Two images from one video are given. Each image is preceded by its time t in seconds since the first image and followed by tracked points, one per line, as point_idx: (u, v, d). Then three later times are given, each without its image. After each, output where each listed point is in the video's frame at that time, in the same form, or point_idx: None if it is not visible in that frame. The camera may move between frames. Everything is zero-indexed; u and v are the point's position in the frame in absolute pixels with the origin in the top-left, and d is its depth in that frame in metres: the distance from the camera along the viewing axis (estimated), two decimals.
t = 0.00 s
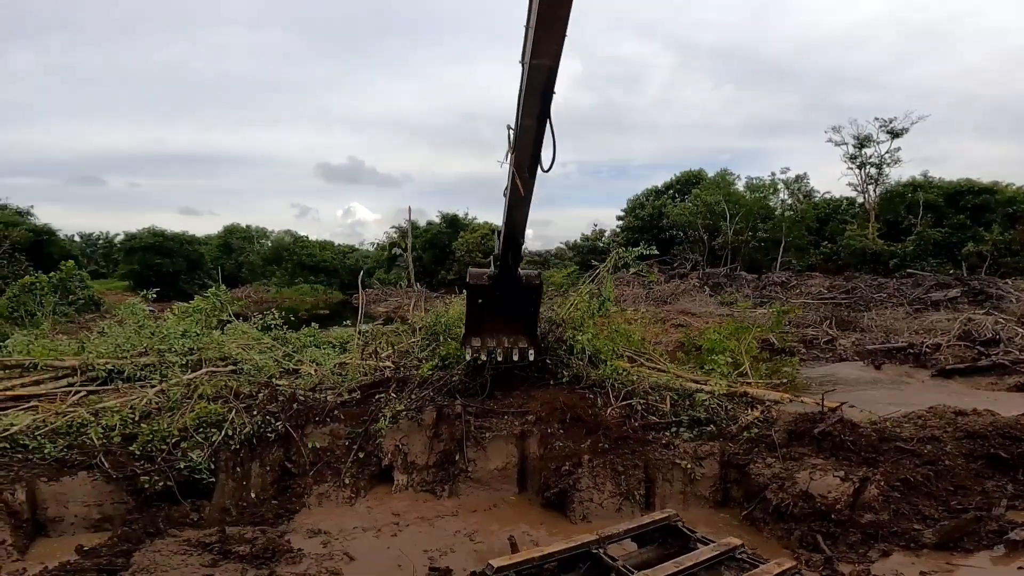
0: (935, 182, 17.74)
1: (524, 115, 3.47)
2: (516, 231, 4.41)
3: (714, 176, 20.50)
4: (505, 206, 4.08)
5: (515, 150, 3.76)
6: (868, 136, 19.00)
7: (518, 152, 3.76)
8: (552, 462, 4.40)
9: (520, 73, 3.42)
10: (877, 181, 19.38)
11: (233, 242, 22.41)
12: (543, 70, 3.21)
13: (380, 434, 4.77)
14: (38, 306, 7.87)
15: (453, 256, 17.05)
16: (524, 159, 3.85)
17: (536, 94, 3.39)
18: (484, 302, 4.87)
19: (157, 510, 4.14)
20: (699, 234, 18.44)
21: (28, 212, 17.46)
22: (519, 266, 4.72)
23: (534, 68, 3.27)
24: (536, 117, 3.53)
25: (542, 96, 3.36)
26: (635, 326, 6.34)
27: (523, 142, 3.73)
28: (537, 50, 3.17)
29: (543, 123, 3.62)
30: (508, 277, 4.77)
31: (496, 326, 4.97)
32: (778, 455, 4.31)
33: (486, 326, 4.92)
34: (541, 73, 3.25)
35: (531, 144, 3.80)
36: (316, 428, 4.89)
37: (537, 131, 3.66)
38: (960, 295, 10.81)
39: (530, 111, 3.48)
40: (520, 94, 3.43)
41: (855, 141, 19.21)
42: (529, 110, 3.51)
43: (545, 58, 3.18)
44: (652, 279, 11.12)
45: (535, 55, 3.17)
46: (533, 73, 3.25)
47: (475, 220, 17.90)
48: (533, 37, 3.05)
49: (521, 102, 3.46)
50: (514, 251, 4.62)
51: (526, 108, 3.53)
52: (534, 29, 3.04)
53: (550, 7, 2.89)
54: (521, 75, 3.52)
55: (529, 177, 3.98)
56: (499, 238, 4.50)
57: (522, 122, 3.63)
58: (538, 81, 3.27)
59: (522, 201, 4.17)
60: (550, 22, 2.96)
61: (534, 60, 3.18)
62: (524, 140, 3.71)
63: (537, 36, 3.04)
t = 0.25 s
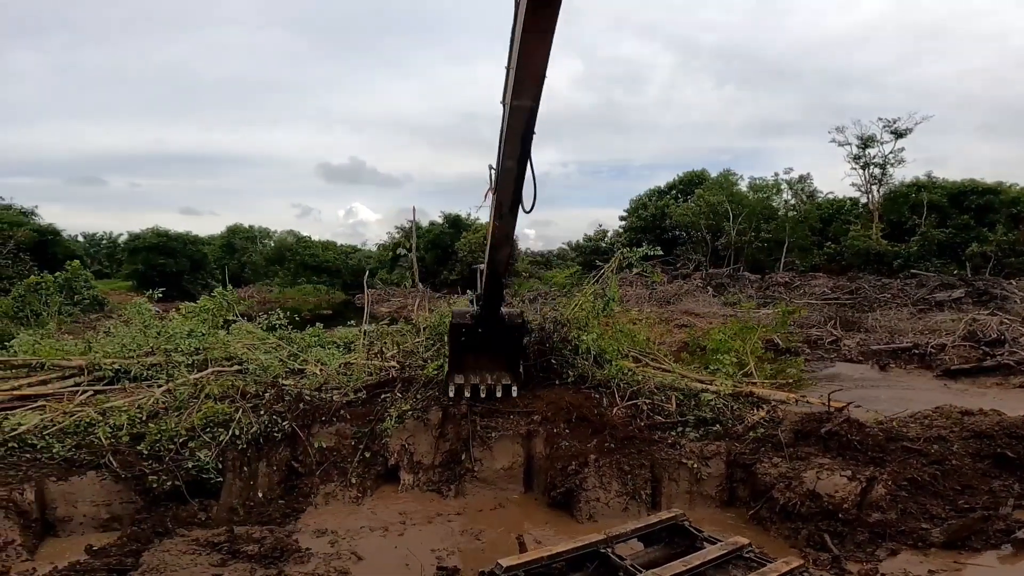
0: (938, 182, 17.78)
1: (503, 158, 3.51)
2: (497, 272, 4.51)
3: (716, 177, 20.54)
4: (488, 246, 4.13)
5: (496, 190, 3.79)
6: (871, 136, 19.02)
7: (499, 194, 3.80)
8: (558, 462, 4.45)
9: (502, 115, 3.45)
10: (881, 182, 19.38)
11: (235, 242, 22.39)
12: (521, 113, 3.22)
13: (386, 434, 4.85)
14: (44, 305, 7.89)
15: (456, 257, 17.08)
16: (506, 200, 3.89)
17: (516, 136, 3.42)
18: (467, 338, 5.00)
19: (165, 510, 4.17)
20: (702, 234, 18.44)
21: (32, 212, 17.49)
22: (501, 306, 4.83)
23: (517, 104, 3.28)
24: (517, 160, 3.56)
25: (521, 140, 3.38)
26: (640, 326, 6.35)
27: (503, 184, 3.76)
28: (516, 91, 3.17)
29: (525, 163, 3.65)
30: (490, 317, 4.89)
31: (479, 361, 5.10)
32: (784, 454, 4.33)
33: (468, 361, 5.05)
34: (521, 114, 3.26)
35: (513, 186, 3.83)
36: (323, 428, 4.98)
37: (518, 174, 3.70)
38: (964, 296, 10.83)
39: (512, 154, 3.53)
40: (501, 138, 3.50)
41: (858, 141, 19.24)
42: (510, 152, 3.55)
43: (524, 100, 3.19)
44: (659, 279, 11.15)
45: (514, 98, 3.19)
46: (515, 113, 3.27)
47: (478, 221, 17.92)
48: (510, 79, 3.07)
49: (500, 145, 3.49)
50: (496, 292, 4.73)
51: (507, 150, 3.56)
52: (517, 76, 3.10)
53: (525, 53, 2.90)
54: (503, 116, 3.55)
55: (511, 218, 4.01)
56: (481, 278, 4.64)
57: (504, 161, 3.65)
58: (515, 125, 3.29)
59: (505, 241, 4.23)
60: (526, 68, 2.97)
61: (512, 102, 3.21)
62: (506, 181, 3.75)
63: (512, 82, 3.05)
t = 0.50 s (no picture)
0: (941, 182, 17.74)
1: (500, 188, 3.78)
2: (494, 294, 4.58)
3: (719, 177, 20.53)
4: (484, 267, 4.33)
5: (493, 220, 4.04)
6: (874, 136, 19.00)
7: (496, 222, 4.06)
8: (561, 462, 4.46)
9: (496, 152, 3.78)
10: (884, 182, 19.34)
11: (238, 243, 22.39)
12: (517, 141, 3.54)
13: (389, 434, 4.88)
14: (48, 306, 7.91)
15: (458, 257, 17.09)
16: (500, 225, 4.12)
17: (512, 166, 3.71)
18: (464, 358, 4.97)
19: (169, 509, 4.19)
20: (704, 235, 18.43)
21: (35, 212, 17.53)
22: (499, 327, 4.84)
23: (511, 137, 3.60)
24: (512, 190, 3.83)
25: (518, 165, 3.69)
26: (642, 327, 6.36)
27: (500, 213, 4.02)
28: (511, 121, 3.52)
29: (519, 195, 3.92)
30: (488, 337, 4.89)
31: (476, 381, 5.03)
32: (787, 455, 4.34)
33: (465, 381, 4.98)
34: (516, 143, 3.59)
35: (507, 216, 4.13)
36: (326, 428, 5.01)
37: (514, 203, 3.98)
38: (967, 296, 10.81)
39: (507, 179, 3.77)
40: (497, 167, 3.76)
41: (861, 141, 19.21)
42: (506, 182, 3.83)
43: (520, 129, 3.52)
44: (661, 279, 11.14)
45: (510, 127, 3.52)
46: (510, 143, 3.59)
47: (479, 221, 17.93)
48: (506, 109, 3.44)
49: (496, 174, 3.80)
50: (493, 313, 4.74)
51: (502, 182, 3.84)
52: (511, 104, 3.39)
53: (520, 81, 3.27)
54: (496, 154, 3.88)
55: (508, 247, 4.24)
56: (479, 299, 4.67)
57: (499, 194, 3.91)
58: (511, 152, 3.60)
59: (500, 269, 4.43)
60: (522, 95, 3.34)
61: (507, 131, 3.54)
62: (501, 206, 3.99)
63: (511, 109, 3.40)
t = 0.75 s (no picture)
0: (944, 182, 17.71)
1: (503, 201, 3.84)
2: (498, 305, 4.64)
3: (721, 177, 20.52)
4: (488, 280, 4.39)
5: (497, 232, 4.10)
6: (877, 136, 18.97)
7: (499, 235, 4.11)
8: (562, 462, 4.49)
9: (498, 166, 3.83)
10: (886, 182, 19.31)
11: (241, 243, 22.38)
12: (519, 155, 3.58)
13: (391, 434, 4.91)
14: (52, 307, 7.95)
15: (460, 257, 17.11)
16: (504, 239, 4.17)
17: (514, 179, 3.76)
18: (468, 368, 5.03)
19: (173, 509, 4.22)
20: (707, 235, 18.41)
21: (39, 213, 17.59)
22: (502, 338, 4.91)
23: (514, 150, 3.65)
24: (515, 202, 3.88)
25: (520, 179, 3.73)
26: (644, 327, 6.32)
27: (502, 227, 4.08)
28: (513, 135, 3.56)
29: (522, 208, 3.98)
30: (491, 348, 4.96)
31: (480, 391, 5.08)
32: (788, 455, 4.35)
33: (469, 391, 5.04)
34: (518, 157, 3.64)
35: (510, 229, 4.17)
36: (329, 428, 5.04)
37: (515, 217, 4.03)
38: (970, 296, 10.81)
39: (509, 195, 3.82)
40: (500, 181, 3.81)
41: (863, 141, 19.19)
42: (508, 195, 3.88)
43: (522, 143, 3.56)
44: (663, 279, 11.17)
45: (512, 141, 3.56)
46: (513, 156, 3.63)
47: (481, 222, 17.96)
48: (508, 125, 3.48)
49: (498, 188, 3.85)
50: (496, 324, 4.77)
51: (505, 195, 3.89)
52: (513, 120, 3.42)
53: (521, 97, 3.31)
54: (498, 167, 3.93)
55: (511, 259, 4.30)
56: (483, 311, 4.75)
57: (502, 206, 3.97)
58: (513, 167, 3.65)
59: (503, 281, 4.48)
60: (523, 111, 3.37)
61: (510, 145, 3.58)
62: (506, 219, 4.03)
63: (512, 124, 3.43)
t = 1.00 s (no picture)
0: (947, 182, 17.68)
1: (506, 207, 3.84)
2: (500, 314, 4.62)
3: (723, 177, 20.51)
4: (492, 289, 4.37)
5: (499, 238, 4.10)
6: (880, 136, 18.93)
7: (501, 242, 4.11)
8: (564, 463, 4.55)
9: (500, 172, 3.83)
10: (889, 182, 19.27)
11: (244, 243, 22.41)
12: (522, 160, 3.59)
13: (393, 435, 4.93)
14: (55, 307, 7.97)
15: (462, 258, 17.13)
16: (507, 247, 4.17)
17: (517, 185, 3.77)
18: (472, 379, 4.99)
19: (177, 509, 4.24)
20: (709, 235, 18.40)
21: (43, 213, 17.65)
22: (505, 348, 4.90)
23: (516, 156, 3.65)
24: (518, 208, 3.89)
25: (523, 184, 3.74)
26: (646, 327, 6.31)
27: (505, 234, 4.08)
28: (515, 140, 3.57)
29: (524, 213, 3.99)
30: (494, 358, 4.96)
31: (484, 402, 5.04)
32: (789, 456, 4.35)
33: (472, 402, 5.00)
34: (520, 162, 3.64)
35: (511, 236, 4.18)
36: (331, 429, 5.07)
37: (518, 225, 4.02)
38: (973, 296, 10.78)
39: (512, 202, 3.83)
40: (502, 187, 3.81)
41: (866, 141, 19.16)
42: (510, 201, 3.89)
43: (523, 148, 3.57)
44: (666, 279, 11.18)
45: (514, 147, 3.56)
46: (515, 162, 3.64)
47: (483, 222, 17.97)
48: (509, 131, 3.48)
49: (500, 195, 3.85)
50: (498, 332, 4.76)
51: (507, 201, 3.90)
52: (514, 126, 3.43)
53: (523, 102, 3.32)
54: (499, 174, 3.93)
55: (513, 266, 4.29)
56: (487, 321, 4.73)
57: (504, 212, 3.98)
58: (516, 172, 3.65)
59: (505, 290, 4.47)
60: (525, 116, 3.38)
61: (512, 151, 3.59)
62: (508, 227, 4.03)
63: (514, 130, 3.44)
